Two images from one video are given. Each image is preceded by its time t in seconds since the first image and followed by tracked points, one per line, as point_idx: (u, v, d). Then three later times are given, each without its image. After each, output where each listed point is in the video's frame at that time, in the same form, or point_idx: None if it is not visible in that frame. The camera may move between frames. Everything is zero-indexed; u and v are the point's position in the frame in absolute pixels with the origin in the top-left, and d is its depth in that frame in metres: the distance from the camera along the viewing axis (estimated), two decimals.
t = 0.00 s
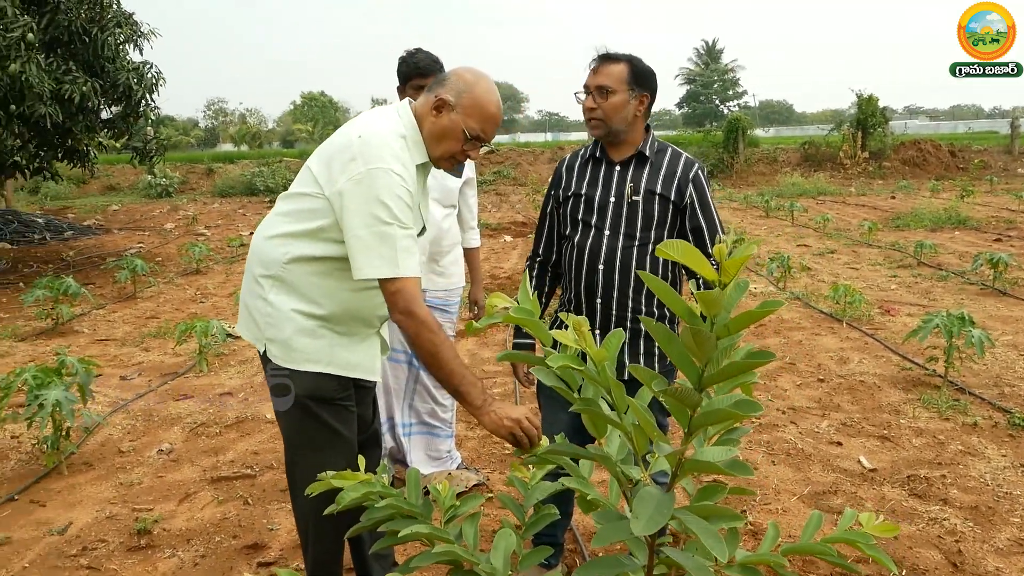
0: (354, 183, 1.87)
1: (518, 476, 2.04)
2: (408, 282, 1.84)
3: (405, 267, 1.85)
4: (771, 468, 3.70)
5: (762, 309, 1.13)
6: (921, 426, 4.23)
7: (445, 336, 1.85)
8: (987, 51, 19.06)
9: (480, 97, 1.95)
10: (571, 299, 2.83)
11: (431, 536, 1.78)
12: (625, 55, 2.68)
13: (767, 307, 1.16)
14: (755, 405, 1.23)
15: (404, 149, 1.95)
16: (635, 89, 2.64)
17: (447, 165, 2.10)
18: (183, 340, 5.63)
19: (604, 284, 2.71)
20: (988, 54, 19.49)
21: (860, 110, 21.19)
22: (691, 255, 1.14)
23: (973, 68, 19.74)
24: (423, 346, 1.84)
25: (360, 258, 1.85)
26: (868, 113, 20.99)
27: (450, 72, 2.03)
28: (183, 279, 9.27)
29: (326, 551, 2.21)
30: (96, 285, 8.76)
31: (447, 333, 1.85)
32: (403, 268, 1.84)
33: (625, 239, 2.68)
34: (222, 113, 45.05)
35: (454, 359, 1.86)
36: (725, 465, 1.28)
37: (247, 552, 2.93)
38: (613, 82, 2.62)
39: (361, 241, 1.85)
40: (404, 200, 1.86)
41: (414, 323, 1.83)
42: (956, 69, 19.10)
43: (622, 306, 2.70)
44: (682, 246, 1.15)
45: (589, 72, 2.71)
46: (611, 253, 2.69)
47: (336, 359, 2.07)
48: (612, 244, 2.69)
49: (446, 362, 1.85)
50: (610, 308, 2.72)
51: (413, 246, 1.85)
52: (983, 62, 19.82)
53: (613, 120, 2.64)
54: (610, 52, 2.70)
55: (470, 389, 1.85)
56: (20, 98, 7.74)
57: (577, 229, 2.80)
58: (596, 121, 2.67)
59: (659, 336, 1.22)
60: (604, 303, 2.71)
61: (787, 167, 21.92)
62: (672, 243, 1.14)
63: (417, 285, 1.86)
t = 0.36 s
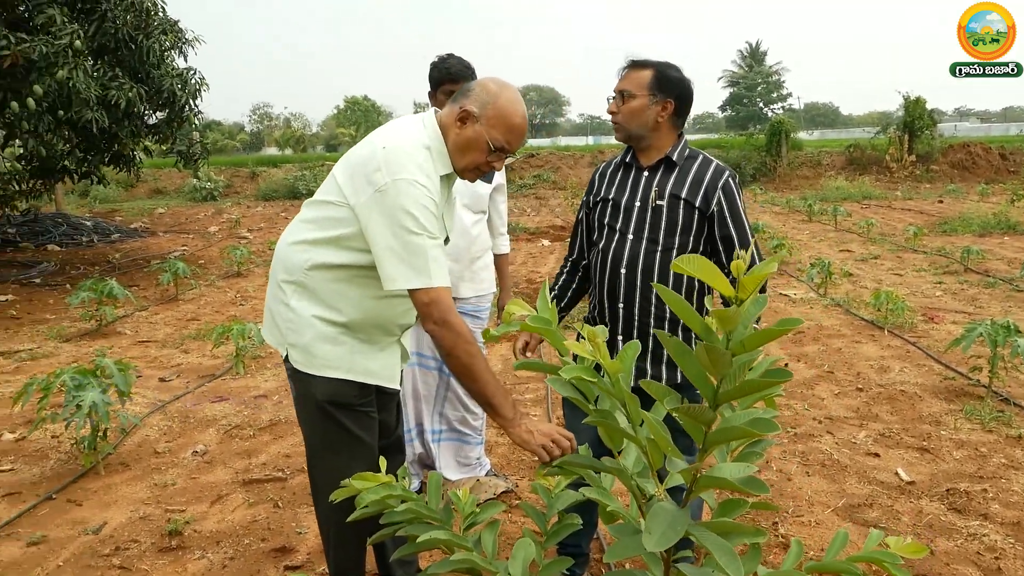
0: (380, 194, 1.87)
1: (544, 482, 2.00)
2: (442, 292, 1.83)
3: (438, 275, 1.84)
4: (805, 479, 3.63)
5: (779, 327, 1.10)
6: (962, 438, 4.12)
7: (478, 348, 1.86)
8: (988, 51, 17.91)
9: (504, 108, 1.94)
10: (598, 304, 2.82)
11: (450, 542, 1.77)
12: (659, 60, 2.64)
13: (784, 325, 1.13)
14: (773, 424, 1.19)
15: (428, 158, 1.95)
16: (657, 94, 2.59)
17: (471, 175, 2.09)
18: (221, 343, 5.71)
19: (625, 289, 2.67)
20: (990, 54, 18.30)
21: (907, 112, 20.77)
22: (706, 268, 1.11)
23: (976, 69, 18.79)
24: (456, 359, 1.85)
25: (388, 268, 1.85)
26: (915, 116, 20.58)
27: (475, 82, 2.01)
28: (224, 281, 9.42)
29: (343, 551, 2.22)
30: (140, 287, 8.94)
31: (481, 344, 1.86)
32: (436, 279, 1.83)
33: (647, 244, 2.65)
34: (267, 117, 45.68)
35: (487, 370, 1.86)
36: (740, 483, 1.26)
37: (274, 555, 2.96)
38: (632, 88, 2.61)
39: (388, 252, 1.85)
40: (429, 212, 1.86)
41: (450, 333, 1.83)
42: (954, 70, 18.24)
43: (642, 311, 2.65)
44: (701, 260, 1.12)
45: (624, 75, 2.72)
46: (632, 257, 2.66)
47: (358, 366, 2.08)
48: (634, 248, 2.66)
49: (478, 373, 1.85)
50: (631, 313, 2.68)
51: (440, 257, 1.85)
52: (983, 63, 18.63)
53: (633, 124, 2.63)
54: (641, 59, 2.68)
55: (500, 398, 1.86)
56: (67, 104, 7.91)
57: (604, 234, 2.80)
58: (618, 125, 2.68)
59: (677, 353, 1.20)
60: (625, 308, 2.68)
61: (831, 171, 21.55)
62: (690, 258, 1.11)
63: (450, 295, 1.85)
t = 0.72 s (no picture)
0: (399, 196, 1.87)
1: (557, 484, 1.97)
2: (459, 294, 1.83)
3: (456, 276, 1.83)
4: (829, 487, 3.58)
5: (774, 331, 1.10)
6: (992, 449, 4.04)
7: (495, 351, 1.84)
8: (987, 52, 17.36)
9: (523, 114, 1.90)
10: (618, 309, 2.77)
11: (457, 546, 1.76)
12: (685, 64, 2.61)
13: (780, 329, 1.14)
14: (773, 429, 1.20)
15: (447, 162, 1.95)
16: (683, 99, 2.57)
17: (489, 180, 2.06)
18: (249, 341, 5.78)
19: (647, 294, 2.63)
20: (992, 54, 17.67)
21: (948, 116, 20.39)
22: (697, 273, 1.13)
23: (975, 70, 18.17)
24: (472, 361, 1.83)
25: (405, 270, 1.85)
26: (956, 119, 20.19)
27: (496, 87, 1.98)
28: (256, 280, 9.53)
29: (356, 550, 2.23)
30: (173, 286, 9.07)
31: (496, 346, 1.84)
32: (454, 278, 1.83)
33: (670, 249, 2.61)
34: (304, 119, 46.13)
35: (501, 371, 1.84)
36: (741, 490, 1.26)
37: (293, 554, 2.98)
38: (658, 93, 2.58)
39: (407, 253, 1.86)
40: (447, 215, 1.86)
41: (467, 337, 1.82)
42: (954, 71, 17.65)
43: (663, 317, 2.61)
44: (690, 265, 1.14)
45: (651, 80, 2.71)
46: (654, 263, 2.63)
47: (372, 366, 2.09)
48: (657, 253, 2.63)
49: (495, 375, 1.83)
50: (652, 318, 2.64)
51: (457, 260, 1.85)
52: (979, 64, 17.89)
53: (658, 130, 2.61)
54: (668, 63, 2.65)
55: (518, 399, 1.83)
56: (104, 105, 8.05)
57: (627, 238, 2.76)
58: (643, 130, 2.67)
59: (670, 356, 1.21)
60: (646, 313, 2.64)
61: (869, 174, 21.22)
62: (680, 263, 1.13)
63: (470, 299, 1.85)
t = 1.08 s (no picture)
0: (387, 191, 1.89)
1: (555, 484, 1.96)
2: (442, 291, 1.85)
3: (439, 273, 1.85)
4: (835, 489, 3.57)
5: (744, 322, 1.13)
6: (1002, 451, 4.00)
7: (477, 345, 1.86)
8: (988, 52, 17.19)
9: (515, 108, 1.91)
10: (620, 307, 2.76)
11: (450, 541, 1.75)
12: (684, 64, 2.59)
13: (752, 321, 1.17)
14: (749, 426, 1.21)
15: (437, 157, 1.96)
16: (684, 99, 2.55)
17: (484, 175, 2.06)
18: (259, 338, 5.82)
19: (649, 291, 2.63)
20: (991, 55, 17.50)
21: (968, 115, 20.19)
22: (662, 260, 1.18)
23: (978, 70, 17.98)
24: (456, 355, 1.85)
25: (389, 265, 1.87)
26: (975, 119, 20.00)
27: (487, 83, 1.98)
28: (269, 278, 9.58)
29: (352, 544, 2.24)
30: (188, 283, 9.15)
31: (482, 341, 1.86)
32: (436, 275, 1.84)
33: (673, 247, 2.60)
34: (321, 117, 46.32)
35: (488, 368, 1.85)
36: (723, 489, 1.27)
37: (295, 550, 3.01)
38: (658, 93, 2.56)
39: (391, 248, 1.87)
40: (434, 210, 1.87)
41: (449, 334, 1.84)
42: (954, 71, 17.48)
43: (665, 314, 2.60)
44: (658, 253, 1.19)
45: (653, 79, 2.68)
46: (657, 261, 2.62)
47: (365, 362, 2.10)
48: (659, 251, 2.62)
49: (479, 369, 1.85)
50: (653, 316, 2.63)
51: (442, 255, 1.86)
52: (985, 64, 17.67)
53: (662, 130, 2.59)
54: (667, 62, 2.62)
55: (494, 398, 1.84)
56: (121, 103, 8.12)
57: (628, 236, 2.75)
58: (645, 130, 2.64)
59: (646, 348, 1.24)
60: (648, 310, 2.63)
61: (887, 174, 21.06)
62: (647, 250, 1.18)
63: (450, 292, 1.87)
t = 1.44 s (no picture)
0: (389, 190, 1.91)
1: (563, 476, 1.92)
2: (454, 293, 1.86)
3: (448, 273, 1.86)
4: (847, 488, 3.54)
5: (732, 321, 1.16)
6: (1018, 452, 3.95)
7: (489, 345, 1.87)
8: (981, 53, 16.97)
9: (523, 125, 1.86)
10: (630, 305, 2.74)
11: (452, 540, 1.73)
12: (682, 62, 2.52)
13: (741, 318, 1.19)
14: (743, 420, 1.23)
15: (442, 165, 1.96)
16: (701, 100, 2.50)
17: (493, 192, 2.02)
18: (274, 335, 5.85)
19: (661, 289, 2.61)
20: (987, 56, 17.28)
21: (990, 112, 19.93)
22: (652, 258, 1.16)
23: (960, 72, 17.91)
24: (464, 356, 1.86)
25: (398, 262, 1.88)
26: (999, 116, 19.74)
27: (496, 98, 1.94)
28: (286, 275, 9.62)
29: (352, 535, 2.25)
30: (206, 280, 9.21)
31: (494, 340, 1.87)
32: (446, 275, 1.86)
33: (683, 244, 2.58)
34: (341, 114, 46.52)
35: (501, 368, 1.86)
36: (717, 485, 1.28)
37: (305, 544, 3.02)
38: (677, 101, 2.48)
39: (398, 246, 1.89)
40: (436, 211, 1.88)
41: (461, 333, 1.84)
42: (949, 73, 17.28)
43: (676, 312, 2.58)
44: (645, 251, 1.17)
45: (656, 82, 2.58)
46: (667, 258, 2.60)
47: (360, 354, 2.12)
48: (670, 249, 2.60)
49: (496, 368, 1.86)
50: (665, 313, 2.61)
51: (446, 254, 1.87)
52: (974, 66, 17.63)
53: (685, 136, 2.53)
54: (666, 64, 2.53)
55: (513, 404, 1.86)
56: (139, 101, 8.18)
57: (637, 234, 2.72)
58: (664, 137, 2.56)
59: (636, 344, 1.25)
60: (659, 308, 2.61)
61: (908, 172, 20.82)
62: (634, 248, 1.17)
63: (462, 293, 1.88)
